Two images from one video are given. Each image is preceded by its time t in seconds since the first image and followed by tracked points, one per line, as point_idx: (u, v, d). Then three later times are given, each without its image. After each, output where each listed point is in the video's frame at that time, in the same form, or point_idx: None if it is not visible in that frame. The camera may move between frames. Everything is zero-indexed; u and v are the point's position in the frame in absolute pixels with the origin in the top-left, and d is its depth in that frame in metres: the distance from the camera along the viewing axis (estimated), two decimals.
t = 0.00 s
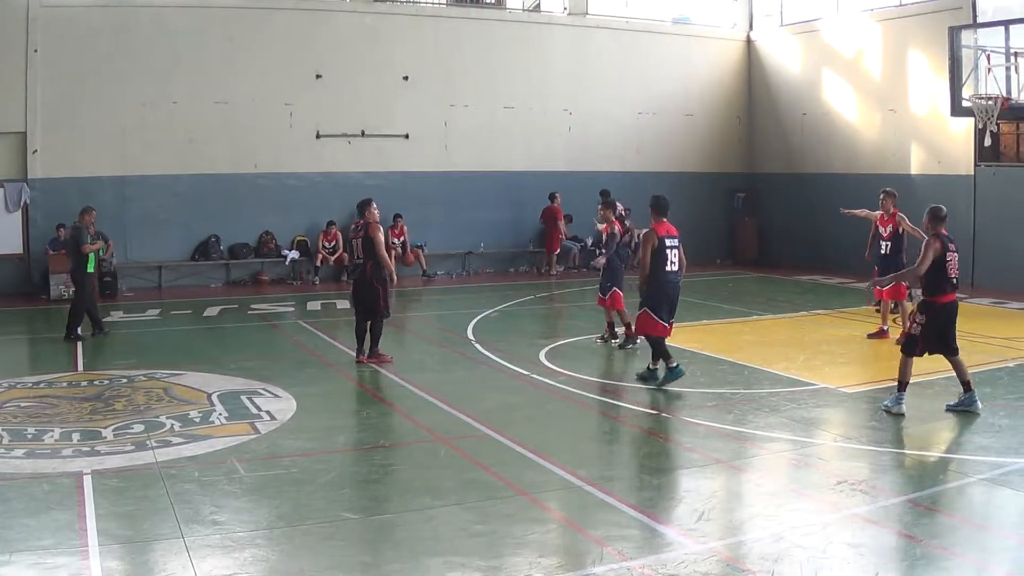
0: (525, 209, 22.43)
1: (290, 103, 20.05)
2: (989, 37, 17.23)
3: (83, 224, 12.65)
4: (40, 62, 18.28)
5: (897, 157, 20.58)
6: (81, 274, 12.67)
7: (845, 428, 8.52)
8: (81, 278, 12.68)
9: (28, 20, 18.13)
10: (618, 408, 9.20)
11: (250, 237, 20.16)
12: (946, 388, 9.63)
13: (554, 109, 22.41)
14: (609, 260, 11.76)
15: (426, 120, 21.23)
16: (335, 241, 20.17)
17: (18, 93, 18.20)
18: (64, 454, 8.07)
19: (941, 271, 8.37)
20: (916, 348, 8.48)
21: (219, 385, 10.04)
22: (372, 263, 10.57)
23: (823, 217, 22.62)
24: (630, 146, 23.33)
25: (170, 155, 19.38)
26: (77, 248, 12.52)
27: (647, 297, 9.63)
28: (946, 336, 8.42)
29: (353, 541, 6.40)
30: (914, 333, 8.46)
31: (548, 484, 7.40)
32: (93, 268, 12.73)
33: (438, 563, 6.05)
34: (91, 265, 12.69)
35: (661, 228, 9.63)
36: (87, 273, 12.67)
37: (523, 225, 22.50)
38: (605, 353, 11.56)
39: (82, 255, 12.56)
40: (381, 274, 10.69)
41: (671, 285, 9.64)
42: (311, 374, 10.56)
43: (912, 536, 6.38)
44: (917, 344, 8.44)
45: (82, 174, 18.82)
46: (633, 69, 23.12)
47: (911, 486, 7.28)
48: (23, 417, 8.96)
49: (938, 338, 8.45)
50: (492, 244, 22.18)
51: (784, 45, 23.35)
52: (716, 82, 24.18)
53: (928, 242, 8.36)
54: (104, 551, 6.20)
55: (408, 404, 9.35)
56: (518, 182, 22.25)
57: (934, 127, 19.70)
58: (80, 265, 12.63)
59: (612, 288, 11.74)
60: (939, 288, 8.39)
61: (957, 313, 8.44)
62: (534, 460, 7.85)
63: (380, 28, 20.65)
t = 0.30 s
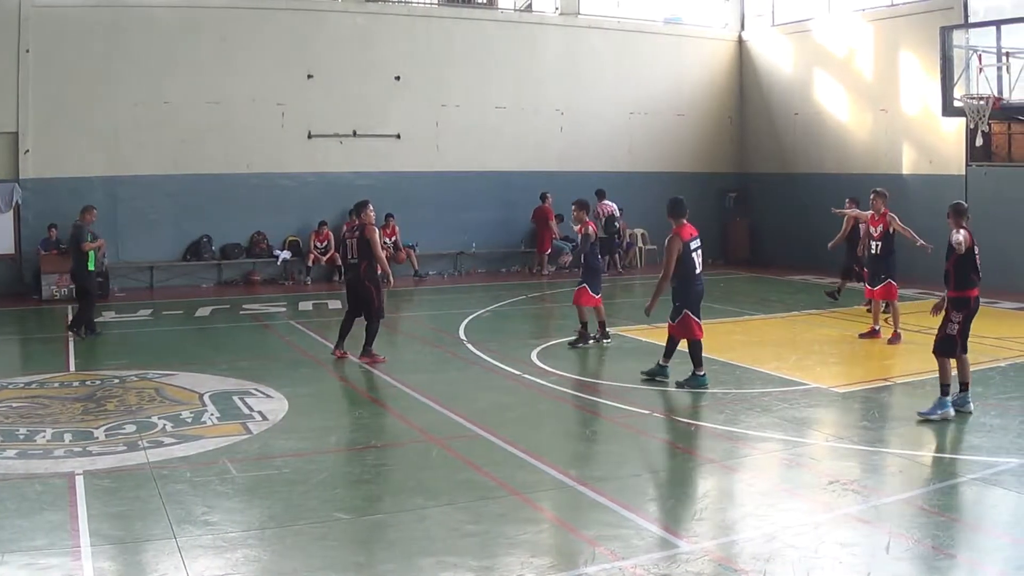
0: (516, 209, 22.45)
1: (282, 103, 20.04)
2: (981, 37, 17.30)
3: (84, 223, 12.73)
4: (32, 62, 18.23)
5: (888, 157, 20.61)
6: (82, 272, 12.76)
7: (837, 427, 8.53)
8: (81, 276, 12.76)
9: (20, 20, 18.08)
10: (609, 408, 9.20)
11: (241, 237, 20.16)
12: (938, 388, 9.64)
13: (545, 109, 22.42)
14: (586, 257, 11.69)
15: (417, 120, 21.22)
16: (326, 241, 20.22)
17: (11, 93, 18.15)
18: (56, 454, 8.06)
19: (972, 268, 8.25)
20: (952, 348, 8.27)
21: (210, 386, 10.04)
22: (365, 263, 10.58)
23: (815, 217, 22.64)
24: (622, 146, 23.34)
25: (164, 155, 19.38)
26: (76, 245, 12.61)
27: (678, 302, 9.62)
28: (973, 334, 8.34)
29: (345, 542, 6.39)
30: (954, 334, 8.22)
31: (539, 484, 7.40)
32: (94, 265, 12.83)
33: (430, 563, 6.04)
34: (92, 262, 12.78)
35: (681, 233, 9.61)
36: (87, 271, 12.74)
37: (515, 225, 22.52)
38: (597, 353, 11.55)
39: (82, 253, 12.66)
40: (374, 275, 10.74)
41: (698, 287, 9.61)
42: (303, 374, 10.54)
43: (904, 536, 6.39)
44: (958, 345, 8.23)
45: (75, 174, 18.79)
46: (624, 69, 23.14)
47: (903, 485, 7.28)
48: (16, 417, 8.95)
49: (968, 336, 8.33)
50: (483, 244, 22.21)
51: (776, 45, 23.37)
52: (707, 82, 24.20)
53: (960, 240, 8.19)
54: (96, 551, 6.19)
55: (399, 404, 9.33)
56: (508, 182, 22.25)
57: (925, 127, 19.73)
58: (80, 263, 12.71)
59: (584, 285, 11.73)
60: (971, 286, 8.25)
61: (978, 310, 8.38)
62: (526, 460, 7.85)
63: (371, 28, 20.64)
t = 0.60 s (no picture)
0: (512, 208, 22.45)
1: (278, 103, 20.05)
2: (977, 37, 17.19)
3: (88, 223, 12.76)
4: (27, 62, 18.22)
5: (884, 157, 20.64)
6: (87, 272, 12.79)
7: (833, 427, 8.53)
8: (85, 276, 12.79)
9: (16, 20, 18.07)
10: (606, 408, 9.21)
11: (238, 237, 20.11)
12: (934, 388, 9.64)
13: (541, 109, 22.42)
14: (563, 262, 11.80)
15: (413, 120, 21.22)
16: (323, 241, 20.16)
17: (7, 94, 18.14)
18: (52, 454, 8.06)
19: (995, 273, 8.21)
20: (991, 357, 8.15)
21: (207, 386, 10.03)
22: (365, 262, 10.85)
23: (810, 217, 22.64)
24: (618, 146, 23.35)
25: (162, 155, 19.37)
26: (80, 245, 12.65)
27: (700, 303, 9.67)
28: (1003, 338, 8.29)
29: (341, 542, 6.39)
30: (990, 343, 8.11)
31: (536, 484, 7.40)
32: (98, 265, 12.87)
33: (426, 563, 6.04)
34: (95, 262, 12.82)
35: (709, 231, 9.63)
36: (91, 271, 12.78)
37: (512, 225, 22.52)
38: (594, 353, 11.56)
39: (85, 252, 12.69)
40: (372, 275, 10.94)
41: (723, 288, 9.59)
42: (299, 374, 10.54)
43: (900, 536, 6.39)
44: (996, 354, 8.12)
45: (72, 175, 18.79)
46: (620, 69, 23.15)
47: (899, 485, 7.29)
48: (12, 418, 8.95)
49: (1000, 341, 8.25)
50: (479, 244, 22.18)
51: (772, 45, 23.37)
52: (703, 82, 24.21)
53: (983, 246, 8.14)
54: (92, 551, 6.18)
55: (395, 404, 9.33)
56: (502, 182, 22.22)
57: (921, 127, 19.76)
58: (84, 263, 12.75)
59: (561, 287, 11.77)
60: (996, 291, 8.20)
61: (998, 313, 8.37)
62: (522, 460, 7.85)
63: (367, 28, 20.65)
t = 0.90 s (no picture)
0: (507, 209, 22.44)
1: (272, 103, 20.03)
2: (972, 37, 17.28)
3: (93, 224, 12.72)
4: (21, 63, 18.18)
5: (878, 156, 20.70)
6: (94, 274, 12.76)
7: (829, 426, 8.52)
8: (91, 278, 12.77)
9: (10, 20, 18.03)
10: (600, 408, 9.20)
11: (232, 237, 20.14)
12: (929, 386, 9.65)
13: (536, 109, 22.43)
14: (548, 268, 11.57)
15: (407, 121, 21.22)
16: (318, 242, 20.18)
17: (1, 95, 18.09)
18: (47, 457, 8.04)
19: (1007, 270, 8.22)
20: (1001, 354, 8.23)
21: (201, 387, 10.01)
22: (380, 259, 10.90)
23: (804, 217, 22.67)
24: (612, 146, 23.37)
25: (160, 156, 19.39)
26: (86, 248, 12.61)
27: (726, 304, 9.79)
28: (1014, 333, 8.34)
29: (336, 544, 6.37)
30: (999, 341, 8.18)
31: (531, 484, 7.39)
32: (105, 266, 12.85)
33: (422, 564, 6.03)
34: (103, 264, 12.80)
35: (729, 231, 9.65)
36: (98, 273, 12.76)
37: (506, 225, 22.53)
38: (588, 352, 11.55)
39: (91, 255, 12.66)
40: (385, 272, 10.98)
41: (751, 286, 9.70)
42: (293, 375, 10.52)
43: (896, 533, 6.39)
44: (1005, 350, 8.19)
45: (67, 176, 18.75)
46: (614, 69, 23.17)
47: (894, 483, 7.29)
48: (6, 420, 8.92)
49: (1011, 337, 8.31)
50: (474, 245, 22.18)
51: (766, 45, 23.39)
52: (697, 82, 24.23)
53: (995, 246, 8.10)
54: (88, 554, 6.16)
55: (389, 405, 9.32)
56: (496, 182, 22.22)
57: (916, 126, 19.80)
58: (91, 266, 12.72)
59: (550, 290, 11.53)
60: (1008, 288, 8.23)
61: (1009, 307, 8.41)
62: (516, 460, 7.83)
63: (362, 28, 20.63)
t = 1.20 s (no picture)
0: (459, 210, 22.34)
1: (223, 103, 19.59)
2: (922, 36, 16.45)
3: (51, 227, 12.60)
4: None
5: (828, 154, 20.87)
6: (53, 277, 12.65)
7: (780, 422, 8.54)
8: (52, 282, 12.66)
9: None
10: (553, 407, 9.18)
11: (181, 240, 19.60)
12: (880, 382, 9.72)
13: (487, 108, 22.37)
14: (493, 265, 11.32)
15: (358, 119, 20.97)
16: (269, 242, 19.69)
17: None
18: None
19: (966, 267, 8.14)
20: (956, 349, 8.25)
21: (153, 391, 9.92)
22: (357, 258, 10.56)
23: (754, 215, 22.85)
24: (563, 146, 23.35)
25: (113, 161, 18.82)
26: (45, 251, 12.50)
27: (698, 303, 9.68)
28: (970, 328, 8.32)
29: (290, 547, 6.30)
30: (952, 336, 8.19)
31: (485, 485, 7.36)
32: (64, 270, 12.76)
33: (376, 566, 5.98)
34: (62, 267, 12.69)
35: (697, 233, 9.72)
36: (57, 276, 12.65)
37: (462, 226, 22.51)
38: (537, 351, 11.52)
39: (50, 258, 12.55)
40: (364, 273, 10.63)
41: (725, 286, 9.70)
42: (245, 378, 10.45)
43: (850, 528, 6.40)
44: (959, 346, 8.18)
45: (18, 179, 18.03)
46: (566, 68, 23.18)
47: (847, 478, 7.31)
48: None
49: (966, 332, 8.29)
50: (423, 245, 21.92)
51: (717, 44, 23.50)
52: (648, 82, 24.30)
53: (954, 245, 7.99)
54: (41, 562, 6.07)
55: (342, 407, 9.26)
56: (450, 181, 22.11)
57: (868, 125, 19.97)
58: (50, 270, 12.60)
59: (503, 292, 11.28)
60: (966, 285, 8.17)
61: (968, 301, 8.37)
62: (470, 461, 7.79)
63: (315, 27, 20.34)
